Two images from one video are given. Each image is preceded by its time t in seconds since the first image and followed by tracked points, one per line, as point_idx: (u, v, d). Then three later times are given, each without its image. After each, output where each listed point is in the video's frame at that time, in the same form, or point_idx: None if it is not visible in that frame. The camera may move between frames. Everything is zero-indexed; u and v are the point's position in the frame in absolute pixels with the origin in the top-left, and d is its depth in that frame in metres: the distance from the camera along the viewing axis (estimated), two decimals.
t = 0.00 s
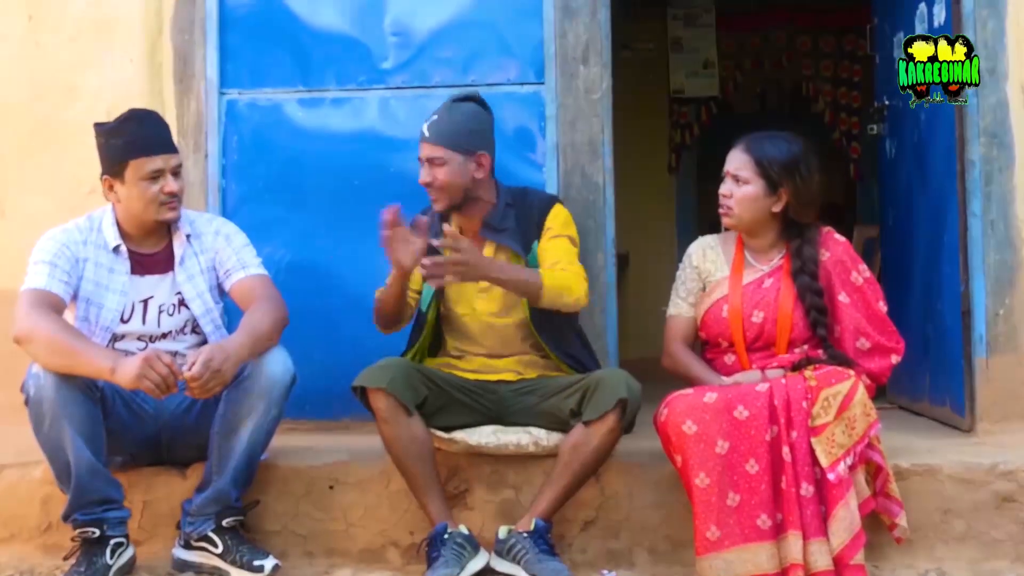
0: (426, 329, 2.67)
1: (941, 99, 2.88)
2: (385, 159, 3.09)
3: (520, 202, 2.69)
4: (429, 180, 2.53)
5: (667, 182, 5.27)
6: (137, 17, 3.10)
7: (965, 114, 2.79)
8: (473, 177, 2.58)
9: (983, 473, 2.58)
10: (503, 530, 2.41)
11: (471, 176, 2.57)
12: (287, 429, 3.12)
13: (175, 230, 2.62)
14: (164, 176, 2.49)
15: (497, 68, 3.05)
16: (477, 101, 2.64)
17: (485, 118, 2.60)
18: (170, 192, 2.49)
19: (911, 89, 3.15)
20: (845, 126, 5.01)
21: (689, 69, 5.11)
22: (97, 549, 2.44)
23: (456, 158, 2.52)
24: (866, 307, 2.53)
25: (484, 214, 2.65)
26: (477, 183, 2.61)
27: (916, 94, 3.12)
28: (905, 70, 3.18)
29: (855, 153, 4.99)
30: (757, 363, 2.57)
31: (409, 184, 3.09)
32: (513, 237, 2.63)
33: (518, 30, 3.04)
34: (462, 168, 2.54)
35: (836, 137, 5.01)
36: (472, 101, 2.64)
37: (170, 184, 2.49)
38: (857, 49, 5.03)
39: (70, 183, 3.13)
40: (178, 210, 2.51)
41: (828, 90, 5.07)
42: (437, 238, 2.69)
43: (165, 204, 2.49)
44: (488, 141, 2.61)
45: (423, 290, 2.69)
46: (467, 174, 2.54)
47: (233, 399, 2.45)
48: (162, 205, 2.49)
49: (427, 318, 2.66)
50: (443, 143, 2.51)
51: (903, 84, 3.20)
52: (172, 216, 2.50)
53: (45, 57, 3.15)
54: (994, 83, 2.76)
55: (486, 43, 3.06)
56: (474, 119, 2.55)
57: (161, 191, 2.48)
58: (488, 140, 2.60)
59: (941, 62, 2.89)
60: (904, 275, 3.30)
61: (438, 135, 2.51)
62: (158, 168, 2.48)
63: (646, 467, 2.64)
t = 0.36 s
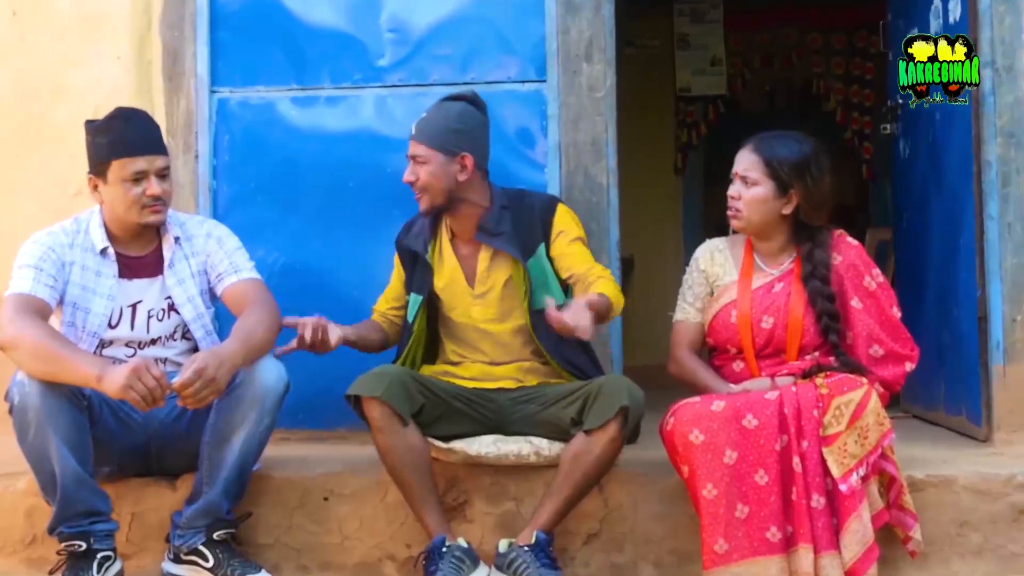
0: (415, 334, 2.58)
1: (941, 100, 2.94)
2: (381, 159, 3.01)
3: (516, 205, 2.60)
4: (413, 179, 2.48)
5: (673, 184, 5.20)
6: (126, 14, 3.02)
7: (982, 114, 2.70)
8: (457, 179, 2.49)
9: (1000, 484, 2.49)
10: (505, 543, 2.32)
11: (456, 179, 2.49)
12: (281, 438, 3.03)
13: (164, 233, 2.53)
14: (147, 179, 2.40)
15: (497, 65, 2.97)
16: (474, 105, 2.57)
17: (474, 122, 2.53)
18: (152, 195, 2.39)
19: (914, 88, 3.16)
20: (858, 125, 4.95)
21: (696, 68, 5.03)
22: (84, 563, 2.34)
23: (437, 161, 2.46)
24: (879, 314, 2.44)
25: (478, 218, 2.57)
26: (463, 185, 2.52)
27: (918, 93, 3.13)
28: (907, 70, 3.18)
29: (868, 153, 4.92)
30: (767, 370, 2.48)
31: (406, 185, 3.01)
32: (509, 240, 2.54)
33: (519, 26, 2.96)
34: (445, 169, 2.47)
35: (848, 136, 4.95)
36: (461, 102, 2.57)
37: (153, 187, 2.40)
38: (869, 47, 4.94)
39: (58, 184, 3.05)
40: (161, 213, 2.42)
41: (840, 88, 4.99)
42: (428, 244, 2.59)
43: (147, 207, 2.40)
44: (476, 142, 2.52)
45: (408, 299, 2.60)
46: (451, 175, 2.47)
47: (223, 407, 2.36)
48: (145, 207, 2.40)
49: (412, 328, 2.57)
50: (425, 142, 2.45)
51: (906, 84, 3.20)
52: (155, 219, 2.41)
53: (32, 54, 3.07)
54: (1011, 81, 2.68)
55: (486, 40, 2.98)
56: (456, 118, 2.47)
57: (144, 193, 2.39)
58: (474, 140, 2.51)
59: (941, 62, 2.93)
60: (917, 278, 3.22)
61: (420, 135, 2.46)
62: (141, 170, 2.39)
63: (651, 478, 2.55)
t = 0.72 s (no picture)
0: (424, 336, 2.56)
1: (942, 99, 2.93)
2: (381, 160, 3.00)
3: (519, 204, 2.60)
4: (416, 179, 2.48)
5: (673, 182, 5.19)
6: (125, 14, 3.02)
7: (982, 114, 2.70)
8: (460, 178, 2.50)
9: (1001, 485, 2.49)
10: (506, 543, 2.32)
11: (459, 178, 2.50)
12: (280, 439, 3.03)
13: (163, 233, 2.52)
14: (144, 180, 2.39)
15: (497, 66, 2.97)
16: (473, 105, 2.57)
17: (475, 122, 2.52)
18: (149, 196, 2.39)
19: (914, 88, 3.16)
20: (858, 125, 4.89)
21: (697, 68, 5.03)
22: (84, 563, 2.34)
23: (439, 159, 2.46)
24: (879, 315, 2.44)
25: (479, 217, 2.56)
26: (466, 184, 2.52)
27: (918, 94, 3.13)
28: (907, 70, 3.18)
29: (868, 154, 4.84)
30: (767, 372, 2.48)
31: (406, 185, 3.01)
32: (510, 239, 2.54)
33: (519, 27, 2.95)
34: (448, 169, 2.47)
35: (849, 136, 4.89)
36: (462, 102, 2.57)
37: (151, 188, 2.40)
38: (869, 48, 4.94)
39: (57, 184, 3.05)
40: (159, 215, 2.41)
41: (841, 88, 4.97)
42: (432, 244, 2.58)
43: (145, 208, 2.39)
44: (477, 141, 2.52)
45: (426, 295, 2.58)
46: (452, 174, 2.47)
47: (224, 408, 2.36)
48: (143, 208, 2.39)
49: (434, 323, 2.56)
50: (430, 142, 2.46)
51: (905, 84, 3.20)
52: (153, 221, 2.40)
53: (30, 55, 3.06)
54: (1012, 82, 2.68)
55: (486, 40, 2.97)
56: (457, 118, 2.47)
57: (141, 194, 2.39)
58: (477, 140, 2.52)
59: (941, 63, 2.93)
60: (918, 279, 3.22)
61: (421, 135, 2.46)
62: (139, 171, 2.39)
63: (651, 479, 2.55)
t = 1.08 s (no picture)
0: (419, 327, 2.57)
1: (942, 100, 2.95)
2: (381, 156, 3.00)
3: (523, 202, 2.62)
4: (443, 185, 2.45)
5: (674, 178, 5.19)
6: (125, 8, 3.02)
7: (983, 110, 2.70)
8: (486, 175, 2.51)
9: (1001, 481, 2.49)
10: (506, 538, 2.32)
11: (484, 176, 2.50)
12: (281, 435, 3.04)
13: (162, 227, 2.53)
14: (139, 168, 2.39)
15: (498, 61, 2.96)
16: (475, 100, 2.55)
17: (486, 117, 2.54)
18: (146, 184, 2.38)
19: (913, 89, 3.16)
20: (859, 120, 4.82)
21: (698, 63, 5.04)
22: (86, 558, 2.34)
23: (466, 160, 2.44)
24: (880, 311, 2.42)
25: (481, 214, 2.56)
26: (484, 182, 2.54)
27: (919, 93, 3.12)
28: (906, 71, 3.20)
29: (869, 149, 4.71)
30: (768, 368, 2.48)
31: (406, 181, 3.01)
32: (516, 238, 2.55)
33: (520, 22, 2.95)
34: (478, 169, 2.46)
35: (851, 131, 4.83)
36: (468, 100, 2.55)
37: (146, 177, 2.39)
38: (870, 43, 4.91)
39: (56, 179, 3.05)
40: (155, 204, 2.40)
41: (842, 84, 4.95)
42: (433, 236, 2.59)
43: (141, 198, 2.38)
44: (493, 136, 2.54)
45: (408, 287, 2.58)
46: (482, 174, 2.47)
47: (225, 403, 2.36)
48: (138, 198, 2.38)
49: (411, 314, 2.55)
50: (461, 146, 2.43)
51: (905, 84, 3.21)
52: (149, 211, 2.39)
53: (29, 50, 3.06)
54: (1013, 77, 2.68)
55: (486, 36, 2.97)
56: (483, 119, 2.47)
57: (137, 184, 2.38)
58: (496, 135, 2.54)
59: (941, 63, 2.94)
60: (919, 274, 3.21)
61: (449, 145, 2.40)
62: (134, 160, 2.38)
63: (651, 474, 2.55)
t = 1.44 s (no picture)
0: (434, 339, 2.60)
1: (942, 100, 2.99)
2: (385, 151, 3.01)
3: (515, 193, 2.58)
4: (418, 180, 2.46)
5: (680, 174, 5.22)
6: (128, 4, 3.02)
7: (988, 103, 2.69)
8: (466, 178, 2.47)
9: (1007, 475, 2.49)
10: (509, 535, 2.30)
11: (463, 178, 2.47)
12: (285, 430, 3.04)
13: (163, 225, 2.53)
14: (141, 162, 2.40)
15: (502, 57, 2.96)
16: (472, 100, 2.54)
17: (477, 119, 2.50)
18: (146, 178, 2.39)
19: (914, 89, 3.19)
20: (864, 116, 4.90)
21: (702, 59, 5.05)
22: (92, 552, 2.35)
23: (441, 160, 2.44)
24: (887, 304, 2.42)
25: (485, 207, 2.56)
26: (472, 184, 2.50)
27: (919, 94, 3.16)
28: (907, 70, 3.23)
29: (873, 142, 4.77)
30: (773, 361, 2.48)
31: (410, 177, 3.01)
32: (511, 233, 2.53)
33: (524, 17, 2.95)
34: (453, 169, 2.45)
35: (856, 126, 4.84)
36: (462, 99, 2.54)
37: (147, 170, 2.40)
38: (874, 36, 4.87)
39: (60, 174, 3.06)
40: (156, 197, 2.40)
41: (847, 78, 4.93)
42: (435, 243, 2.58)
43: (141, 190, 2.39)
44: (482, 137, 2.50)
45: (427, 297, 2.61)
46: (457, 174, 2.45)
47: (229, 398, 2.36)
48: (139, 191, 2.39)
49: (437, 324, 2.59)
50: (434, 144, 2.44)
51: (906, 84, 3.25)
52: (149, 204, 2.39)
53: (33, 45, 3.07)
54: (1018, 71, 2.67)
55: (491, 31, 2.97)
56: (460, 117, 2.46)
57: (138, 177, 2.39)
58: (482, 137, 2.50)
59: (941, 62, 2.97)
60: (924, 269, 3.21)
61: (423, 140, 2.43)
62: (135, 153, 2.39)
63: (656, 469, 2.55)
